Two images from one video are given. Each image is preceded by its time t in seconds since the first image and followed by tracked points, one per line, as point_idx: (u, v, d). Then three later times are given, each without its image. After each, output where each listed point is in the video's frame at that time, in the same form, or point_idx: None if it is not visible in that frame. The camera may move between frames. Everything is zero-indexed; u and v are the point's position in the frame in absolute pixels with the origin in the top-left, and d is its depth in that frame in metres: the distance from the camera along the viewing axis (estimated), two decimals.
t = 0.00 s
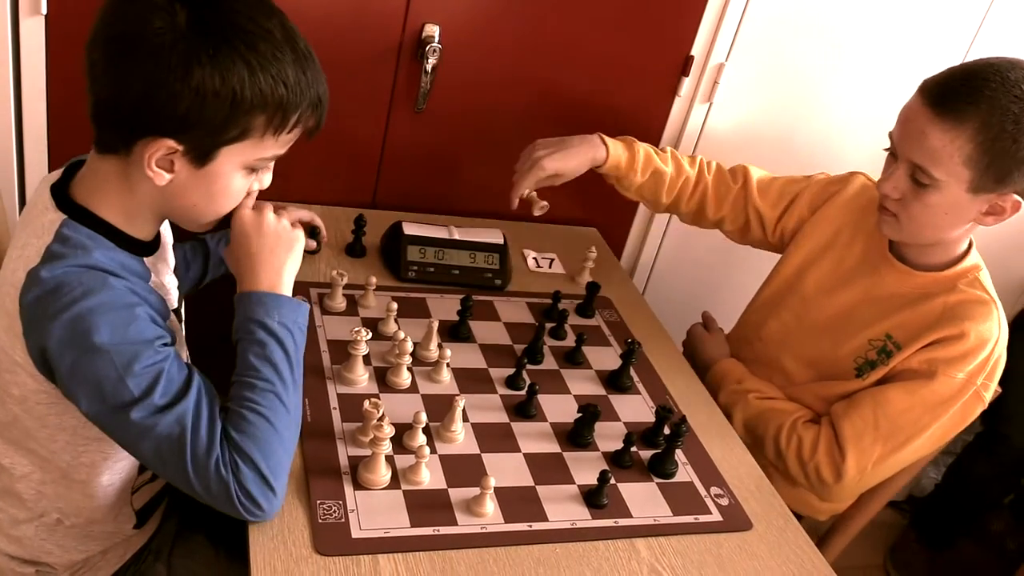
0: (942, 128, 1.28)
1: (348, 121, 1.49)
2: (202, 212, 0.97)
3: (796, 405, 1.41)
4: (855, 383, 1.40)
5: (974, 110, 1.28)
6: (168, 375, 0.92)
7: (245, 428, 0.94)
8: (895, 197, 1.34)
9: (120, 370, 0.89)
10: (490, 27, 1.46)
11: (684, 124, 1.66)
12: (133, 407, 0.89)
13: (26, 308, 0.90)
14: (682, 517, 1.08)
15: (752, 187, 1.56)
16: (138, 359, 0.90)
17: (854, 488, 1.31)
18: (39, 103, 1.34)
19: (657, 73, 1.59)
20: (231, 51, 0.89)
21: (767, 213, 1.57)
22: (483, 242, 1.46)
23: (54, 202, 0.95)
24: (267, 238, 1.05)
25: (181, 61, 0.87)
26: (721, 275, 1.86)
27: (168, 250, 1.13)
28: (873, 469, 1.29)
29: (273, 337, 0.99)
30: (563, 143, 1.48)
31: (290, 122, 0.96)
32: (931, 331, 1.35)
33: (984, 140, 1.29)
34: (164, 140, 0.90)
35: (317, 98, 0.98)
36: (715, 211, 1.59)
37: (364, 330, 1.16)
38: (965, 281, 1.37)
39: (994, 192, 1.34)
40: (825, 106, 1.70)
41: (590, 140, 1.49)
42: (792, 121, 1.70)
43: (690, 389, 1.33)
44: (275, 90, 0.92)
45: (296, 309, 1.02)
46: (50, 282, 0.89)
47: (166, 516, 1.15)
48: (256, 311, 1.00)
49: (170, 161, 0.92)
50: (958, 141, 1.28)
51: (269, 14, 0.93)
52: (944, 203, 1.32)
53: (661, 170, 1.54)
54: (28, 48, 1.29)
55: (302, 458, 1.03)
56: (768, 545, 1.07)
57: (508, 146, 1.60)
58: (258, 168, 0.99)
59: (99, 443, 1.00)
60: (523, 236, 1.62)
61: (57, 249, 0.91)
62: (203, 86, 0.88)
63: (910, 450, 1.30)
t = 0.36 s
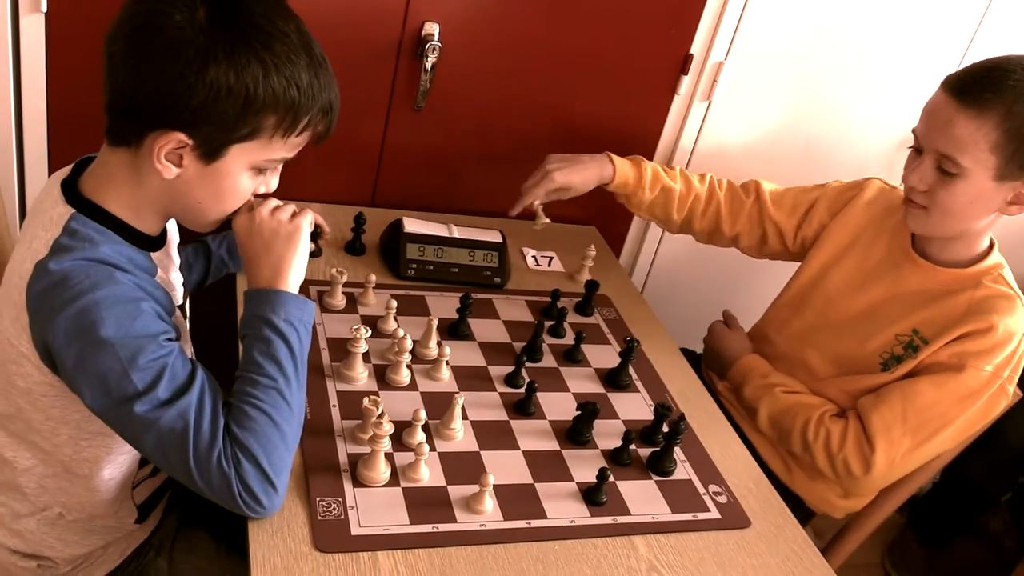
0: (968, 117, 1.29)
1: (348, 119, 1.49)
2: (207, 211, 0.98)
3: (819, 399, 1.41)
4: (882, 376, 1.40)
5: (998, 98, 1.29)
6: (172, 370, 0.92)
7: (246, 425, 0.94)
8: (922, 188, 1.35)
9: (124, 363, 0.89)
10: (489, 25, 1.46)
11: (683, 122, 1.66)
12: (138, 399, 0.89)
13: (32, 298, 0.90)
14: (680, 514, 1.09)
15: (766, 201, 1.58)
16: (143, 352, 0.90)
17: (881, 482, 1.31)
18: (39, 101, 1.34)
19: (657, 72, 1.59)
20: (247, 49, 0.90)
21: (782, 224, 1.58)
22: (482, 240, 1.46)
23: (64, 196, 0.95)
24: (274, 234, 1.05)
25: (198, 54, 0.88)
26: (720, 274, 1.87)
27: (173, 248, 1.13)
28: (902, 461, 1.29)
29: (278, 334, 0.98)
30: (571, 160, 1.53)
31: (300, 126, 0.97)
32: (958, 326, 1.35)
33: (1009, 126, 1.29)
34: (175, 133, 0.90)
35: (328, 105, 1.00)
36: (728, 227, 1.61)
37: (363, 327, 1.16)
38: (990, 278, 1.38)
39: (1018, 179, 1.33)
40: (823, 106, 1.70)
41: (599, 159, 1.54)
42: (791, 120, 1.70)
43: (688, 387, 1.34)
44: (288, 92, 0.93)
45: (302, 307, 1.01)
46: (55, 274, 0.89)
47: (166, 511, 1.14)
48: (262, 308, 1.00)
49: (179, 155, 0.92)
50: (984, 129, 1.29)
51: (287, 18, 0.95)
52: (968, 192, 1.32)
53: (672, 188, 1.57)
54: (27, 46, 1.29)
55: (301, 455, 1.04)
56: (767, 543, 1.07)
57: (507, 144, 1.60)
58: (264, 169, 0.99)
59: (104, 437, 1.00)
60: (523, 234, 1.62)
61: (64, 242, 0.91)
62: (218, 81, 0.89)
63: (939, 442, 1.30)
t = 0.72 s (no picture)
0: (975, 113, 1.30)
1: (347, 118, 1.49)
2: (208, 212, 0.98)
3: (826, 395, 1.42)
4: (890, 372, 1.40)
5: (1002, 95, 1.30)
6: (173, 370, 0.93)
7: (247, 424, 0.94)
8: (931, 186, 1.35)
9: (125, 363, 0.89)
10: (488, 24, 1.46)
11: (681, 121, 1.66)
12: (138, 399, 0.90)
13: (33, 297, 0.91)
14: (679, 513, 1.09)
15: (778, 211, 1.61)
16: (143, 352, 0.90)
17: (886, 477, 1.31)
18: (38, 100, 1.34)
19: (655, 71, 1.59)
20: (254, 54, 0.91)
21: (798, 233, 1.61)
22: (481, 239, 1.46)
23: (64, 196, 0.95)
24: (277, 235, 1.06)
25: (205, 59, 0.89)
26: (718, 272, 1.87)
27: (173, 248, 1.13)
28: (908, 456, 1.29)
29: (279, 333, 0.99)
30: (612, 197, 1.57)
31: (303, 131, 0.97)
32: (965, 321, 1.35)
33: (1016, 121, 1.30)
34: (178, 136, 0.91)
35: (332, 110, 1.00)
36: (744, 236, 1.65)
37: (362, 326, 1.16)
38: (997, 276, 1.38)
39: None
40: (821, 105, 1.70)
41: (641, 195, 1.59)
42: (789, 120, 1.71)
43: (687, 386, 1.34)
44: (293, 97, 0.94)
45: (304, 307, 1.02)
46: (56, 273, 0.90)
47: (165, 510, 1.16)
48: (263, 308, 1.00)
49: (181, 157, 0.92)
50: (991, 125, 1.30)
51: (292, 24, 0.96)
52: (979, 188, 1.32)
53: (706, 212, 1.63)
54: (26, 46, 1.29)
55: (300, 454, 1.04)
56: (765, 541, 1.08)
57: (505, 143, 1.60)
58: (266, 172, 0.99)
59: (104, 436, 1.00)
60: (521, 232, 1.63)
61: (65, 241, 0.91)
62: (224, 86, 0.89)
63: (945, 438, 1.30)
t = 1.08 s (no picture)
0: (971, 108, 1.29)
1: (344, 118, 1.49)
2: (208, 213, 0.98)
3: (818, 394, 1.42)
4: (879, 371, 1.40)
5: (994, 88, 1.29)
6: (171, 370, 0.92)
7: (247, 422, 0.94)
8: (925, 184, 1.35)
9: (124, 363, 0.89)
10: (485, 23, 1.46)
11: (678, 120, 1.66)
12: (137, 399, 0.89)
13: (31, 298, 0.91)
14: (677, 511, 1.09)
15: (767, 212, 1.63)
16: (141, 352, 0.90)
17: (880, 476, 1.31)
18: (35, 101, 1.34)
19: (652, 69, 1.59)
20: (255, 57, 0.91)
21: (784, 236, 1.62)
22: (479, 238, 1.46)
23: (62, 197, 0.95)
24: (276, 238, 1.05)
25: (207, 62, 0.89)
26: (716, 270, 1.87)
27: (171, 248, 1.13)
28: (901, 454, 1.30)
29: (278, 333, 0.99)
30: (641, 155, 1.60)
31: (303, 132, 0.98)
32: (952, 317, 1.35)
33: (1009, 113, 1.30)
34: (180, 138, 0.91)
35: (331, 110, 1.00)
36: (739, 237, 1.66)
37: (359, 325, 1.16)
38: (983, 270, 1.38)
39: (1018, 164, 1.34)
40: (818, 104, 1.71)
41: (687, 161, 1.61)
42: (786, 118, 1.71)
43: (685, 384, 1.34)
44: (293, 98, 0.94)
45: (303, 308, 1.02)
46: (54, 273, 0.90)
47: (163, 511, 1.17)
48: (263, 307, 1.00)
49: (182, 159, 0.93)
50: (987, 119, 1.29)
51: (292, 25, 0.95)
52: (975, 182, 1.32)
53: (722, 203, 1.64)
54: (23, 46, 1.29)
55: (298, 453, 1.04)
56: (763, 539, 1.08)
57: (503, 142, 1.60)
58: (264, 173, 1.00)
59: (101, 437, 1.00)
60: (519, 231, 1.63)
61: (63, 242, 0.91)
62: (226, 88, 0.89)
63: (936, 435, 1.30)
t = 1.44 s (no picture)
0: (929, 94, 1.29)
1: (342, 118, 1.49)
2: (208, 215, 0.98)
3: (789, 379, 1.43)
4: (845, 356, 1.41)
5: (951, 74, 1.29)
6: (169, 370, 0.93)
7: (243, 424, 0.95)
8: (887, 173, 1.34)
9: (122, 364, 0.89)
10: (482, 23, 1.46)
11: (676, 120, 1.66)
12: (135, 400, 0.90)
13: (29, 299, 0.91)
14: (675, 510, 1.09)
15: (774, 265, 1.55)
16: (139, 352, 0.90)
17: (845, 458, 1.32)
18: (33, 102, 1.34)
19: (650, 70, 1.59)
20: (258, 62, 0.91)
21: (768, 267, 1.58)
22: (476, 238, 1.46)
23: (60, 197, 0.95)
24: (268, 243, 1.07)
25: (211, 66, 0.89)
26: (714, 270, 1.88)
27: (169, 250, 1.13)
28: (863, 434, 1.30)
29: (271, 333, 0.99)
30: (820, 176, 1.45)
31: (303, 136, 0.98)
32: (917, 301, 1.36)
33: (966, 98, 1.30)
34: (180, 141, 0.91)
35: (332, 115, 1.01)
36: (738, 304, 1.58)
37: (357, 325, 1.17)
38: (947, 254, 1.38)
39: (977, 147, 1.35)
40: (817, 103, 1.71)
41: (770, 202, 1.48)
42: (783, 117, 1.71)
43: (683, 383, 1.34)
44: (295, 102, 0.94)
45: (295, 308, 1.02)
46: (52, 274, 0.90)
47: (161, 511, 1.17)
48: (254, 307, 1.00)
49: (183, 161, 0.93)
50: (945, 105, 1.29)
51: (296, 31, 0.96)
52: (937, 167, 1.32)
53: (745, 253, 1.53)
54: (21, 47, 1.29)
55: (296, 453, 1.04)
56: (761, 538, 1.08)
57: (501, 142, 1.61)
58: (262, 177, 1.00)
59: (100, 437, 1.00)
60: (517, 231, 1.63)
61: (61, 243, 0.92)
62: (229, 92, 0.90)
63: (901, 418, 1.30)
